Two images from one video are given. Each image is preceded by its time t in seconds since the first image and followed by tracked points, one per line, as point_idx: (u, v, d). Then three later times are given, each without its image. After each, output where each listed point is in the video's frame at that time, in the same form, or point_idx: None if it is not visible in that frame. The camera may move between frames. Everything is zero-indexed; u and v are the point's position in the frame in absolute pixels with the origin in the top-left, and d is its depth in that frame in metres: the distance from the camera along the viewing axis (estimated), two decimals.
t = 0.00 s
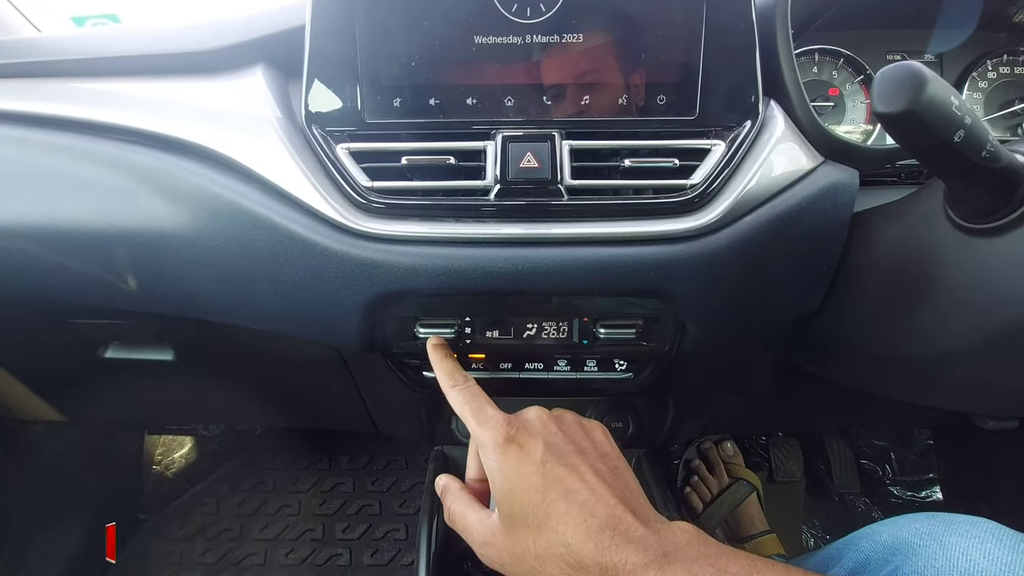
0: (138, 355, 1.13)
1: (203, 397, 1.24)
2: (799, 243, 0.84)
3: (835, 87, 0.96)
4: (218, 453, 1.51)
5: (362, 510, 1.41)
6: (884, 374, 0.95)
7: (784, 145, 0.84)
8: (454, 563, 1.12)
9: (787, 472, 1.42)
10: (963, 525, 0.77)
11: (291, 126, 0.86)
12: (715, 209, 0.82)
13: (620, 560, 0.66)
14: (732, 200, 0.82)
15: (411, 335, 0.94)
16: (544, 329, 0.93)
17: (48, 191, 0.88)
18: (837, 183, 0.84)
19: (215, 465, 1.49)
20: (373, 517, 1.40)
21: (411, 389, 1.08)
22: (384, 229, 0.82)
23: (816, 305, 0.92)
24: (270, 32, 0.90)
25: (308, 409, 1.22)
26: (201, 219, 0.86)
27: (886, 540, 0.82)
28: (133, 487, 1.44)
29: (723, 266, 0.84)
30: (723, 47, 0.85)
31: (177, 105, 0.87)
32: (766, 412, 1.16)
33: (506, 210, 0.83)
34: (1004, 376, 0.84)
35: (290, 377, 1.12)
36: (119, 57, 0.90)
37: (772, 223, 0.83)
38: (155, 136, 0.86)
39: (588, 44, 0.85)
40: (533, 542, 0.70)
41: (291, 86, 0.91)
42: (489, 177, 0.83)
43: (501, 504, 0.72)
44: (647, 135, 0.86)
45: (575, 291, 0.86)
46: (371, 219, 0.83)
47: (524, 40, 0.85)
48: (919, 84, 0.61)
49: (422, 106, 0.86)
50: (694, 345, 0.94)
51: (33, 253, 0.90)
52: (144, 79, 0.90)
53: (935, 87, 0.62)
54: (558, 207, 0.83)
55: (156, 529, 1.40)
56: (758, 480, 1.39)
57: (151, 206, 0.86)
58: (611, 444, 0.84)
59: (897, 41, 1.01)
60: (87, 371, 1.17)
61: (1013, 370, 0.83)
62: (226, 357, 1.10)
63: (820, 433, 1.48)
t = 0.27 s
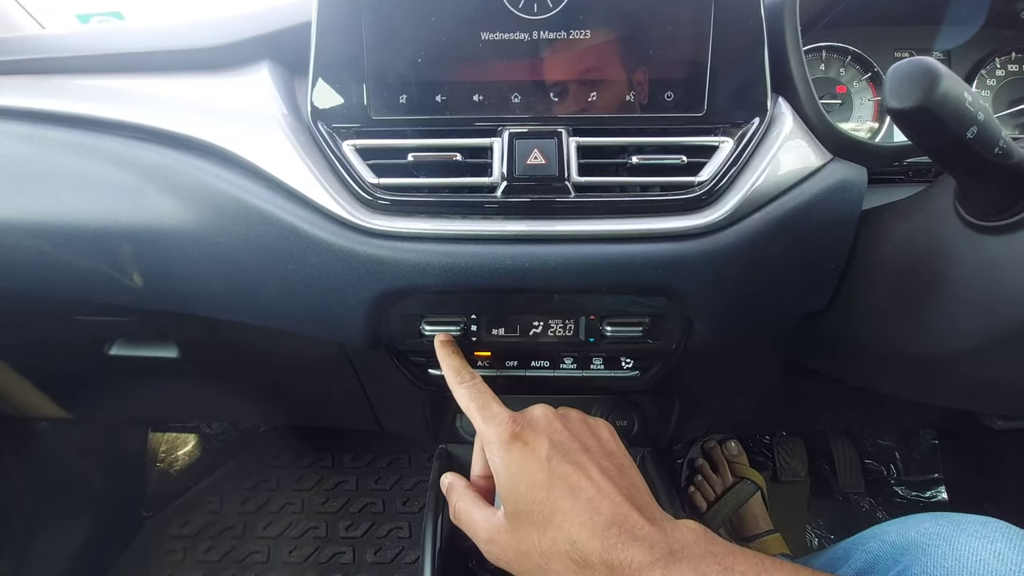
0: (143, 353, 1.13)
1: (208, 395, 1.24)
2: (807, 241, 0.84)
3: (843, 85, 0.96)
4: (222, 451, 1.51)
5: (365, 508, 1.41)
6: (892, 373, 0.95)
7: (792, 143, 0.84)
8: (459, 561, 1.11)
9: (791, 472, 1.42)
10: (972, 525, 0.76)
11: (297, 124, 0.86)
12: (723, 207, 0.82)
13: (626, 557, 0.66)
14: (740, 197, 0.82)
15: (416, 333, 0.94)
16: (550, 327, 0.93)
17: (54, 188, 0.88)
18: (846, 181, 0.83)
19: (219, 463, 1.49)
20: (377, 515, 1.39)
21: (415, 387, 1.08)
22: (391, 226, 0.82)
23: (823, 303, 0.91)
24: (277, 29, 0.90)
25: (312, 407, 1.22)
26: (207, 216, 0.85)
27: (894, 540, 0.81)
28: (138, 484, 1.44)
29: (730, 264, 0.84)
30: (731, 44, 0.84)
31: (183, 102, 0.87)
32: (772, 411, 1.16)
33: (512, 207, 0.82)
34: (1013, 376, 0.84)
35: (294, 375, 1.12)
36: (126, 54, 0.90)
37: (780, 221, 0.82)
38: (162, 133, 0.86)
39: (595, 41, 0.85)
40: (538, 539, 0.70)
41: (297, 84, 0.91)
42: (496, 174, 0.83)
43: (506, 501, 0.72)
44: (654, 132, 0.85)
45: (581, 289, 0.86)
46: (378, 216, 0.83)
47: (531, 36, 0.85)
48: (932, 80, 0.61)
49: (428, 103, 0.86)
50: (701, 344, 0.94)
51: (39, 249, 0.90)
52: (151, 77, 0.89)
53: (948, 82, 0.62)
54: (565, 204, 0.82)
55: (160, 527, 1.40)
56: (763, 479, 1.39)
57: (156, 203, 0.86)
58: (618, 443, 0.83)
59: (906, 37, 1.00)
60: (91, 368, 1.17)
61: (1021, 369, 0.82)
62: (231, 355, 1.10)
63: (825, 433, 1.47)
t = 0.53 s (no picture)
0: (144, 350, 1.13)
1: (209, 393, 1.24)
2: (809, 241, 0.84)
3: (846, 85, 0.96)
4: (223, 448, 1.51)
5: (366, 507, 1.41)
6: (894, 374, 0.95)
7: (795, 143, 0.83)
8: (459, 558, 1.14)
9: (792, 473, 1.42)
10: (981, 529, 0.77)
11: (299, 122, 0.86)
12: (725, 207, 0.82)
13: (643, 563, 0.67)
14: (743, 197, 0.82)
15: (418, 331, 0.94)
16: (552, 326, 0.93)
17: (57, 186, 0.88)
18: (849, 181, 0.83)
19: (220, 461, 1.49)
20: (377, 514, 1.39)
21: (416, 386, 1.08)
22: (393, 224, 0.82)
23: (825, 304, 0.91)
24: (279, 27, 0.90)
25: (313, 405, 1.22)
26: (209, 214, 0.85)
27: (901, 543, 0.82)
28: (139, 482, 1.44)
29: (732, 264, 0.83)
30: (734, 43, 0.84)
31: (186, 101, 0.87)
32: (773, 411, 1.16)
33: (514, 206, 0.82)
34: (1015, 378, 0.84)
35: (295, 373, 1.12)
36: (129, 52, 0.90)
37: (782, 221, 0.82)
38: (164, 131, 0.86)
39: (598, 40, 0.85)
40: (550, 539, 0.69)
41: (300, 82, 0.91)
42: (498, 173, 0.83)
43: (517, 499, 0.70)
44: (657, 132, 0.85)
45: (583, 288, 0.85)
46: (379, 216, 0.83)
47: (534, 35, 0.85)
48: (936, 80, 0.61)
49: (431, 102, 0.86)
50: (702, 344, 0.94)
51: (41, 247, 0.90)
52: (153, 75, 0.89)
53: (953, 82, 0.62)
54: (567, 203, 0.82)
55: (162, 524, 1.41)
56: (764, 480, 1.39)
57: (158, 201, 0.86)
58: (631, 446, 0.83)
59: (910, 38, 0.99)
60: (93, 365, 1.17)
61: None
62: (232, 353, 1.10)
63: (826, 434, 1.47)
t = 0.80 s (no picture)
0: (145, 349, 1.13)
1: (210, 392, 1.25)
2: (807, 245, 0.84)
3: (846, 89, 0.96)
4: (223, 447, 1.51)
5: (365, 506, 1.41)
6: (892, 378, 0.95)
7: (794, 147, 0.84)
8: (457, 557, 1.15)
9: (791, 475, 1.43)
10: (982, 536, 0.78)
11: (300, 123, 0.86)
12: (724, 211, 0.82)
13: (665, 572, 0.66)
14: (741, 201, 0.82)
15: (417, 332, 0.94)
16: (551, 328, 0.93)
17: (59, 184, 0.88)
18: (847, 186, 0.84)
19: (220, 460, 1.50)
20: (376, 513, 1.40)
21: (415, 386, 1.08)
22: (393, 226, 0.82)
23: (824, 308, 0.92)
24: (280, 28, 0.90)
25: (313, 405, 1.22)
26: (210, 214, 0.86)
27: (901, 548, 0.82)
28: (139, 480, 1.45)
29: (730, 268, 0.84)
30: (734, 48, 0.84)
31: (187, 101, 0.87)
32: (771, 414, 1.16)
33: (514, 208, 0.83)
34: (1012, 382, 0.84)
35: (296, 373, 1.13)
36: (132, 52, 0.90)
37: (781, 225, 0.82)
38: (165, 131, 0.86)
39: (599, 44, 0.85)
40: (570, 546, 0.69)
41: (301, 83, 0.91)
42: (498, 176, 0.83)
43: (538, 502, 0.72)
44: (657, 135, 0.85)
45: (582, 291, 0.86)
46: (379, 217, 0.83)
47: (535, 38, 0.85)
48: (932, 88, 0.61)
49: (431, 104, 0.86)
50: (701, 347, 0.94)
51: (42, 245, 0.90)
52: (155, 75, 0.90)
53: (950, 89, 0.62)
54: (566, 206, 0.83)
55: (161, 522, 1.41)
56: (762, 483, 1.39)
57: (160, 201, 0.86)
58: (657, 461, 0.84)
59: (910, 42, 1.00)
60: (94, 363, 1.17)
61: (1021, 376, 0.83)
62: (232, 352, 1.10)
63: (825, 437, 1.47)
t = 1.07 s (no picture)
0: (144, 348, 1.13)
1: (209, 390, 1.25)
2: (807, 244, 0.84)
3: (846, 88, 0.96)
4: (222, 445, 1.51)
5: (364, 505, 1.41)
6: (891, 377, 0.95)
7: (793, 146, 0.84)
8: (455, 557, 1.14)
9: (790, 475, 1.42)
10: (982, 536, 0.77)
11: (300, 121, 0.86)
12: (723, 210, 0.82)
13: (661, 566, 0.67)
14: (741, 201, 0.82)
15: (416, 331, 0.94)
16: (550, 328, 0.93)
17: (58, 182, 0.88)
18: (847, 185, 0.83)
19: (220, 458, 1.50)
20: (375, 512, 1.40)
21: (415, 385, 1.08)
22: (392, 225, 0.82)
23: (823, 307, 0.91)
24: (280, 27, 0.90)
25: (312, 403, 1.22)
26: (209, 213, 0.86)
27: (900, 547, 0.82)
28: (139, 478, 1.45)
29: (730, 267, 0.84)
30: (734, 47, 0.84)
31: (187, 100, 0.87)
32: (771, 414, 1.16)
33: (513, 207, 0.83)
34: (1012, 382, 0.84)
35: (295, 372, 1.13)
36: (132, 51, 0.90)
37: (780, 225, 0.82)
38: (165, 129, 0.86)
39: (598, 42, 0.85)
40: (567, 538, 0.69)
41: (300, 81, 0.91)
42: (497, 175, 0.83)
43: (536, 494, 0.71)
44: (656, 135, 0.85)
45: (581, 290, 0.86)
46: (379, 216, 0.83)
47: (535, 37, 0.85)
48: (931, 86, 0.61)
49: (431, 103, 0.86)
50: (700, 346, 0.94)
51: (42, 244, 0.90)
52: (156, 73, 0.90)
53: (950, 88, 0.62)
54: (565, 205, 0.82)
55: (160, 521, 1.41)
56: (762, 482, 1.39)
57: (160, 199, 0.86)
58: (656, 454, 0.83)
59: (910, 42, 1.00)
60: (94, 362, 1.17)
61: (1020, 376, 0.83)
62: (231, 351, 1.10)
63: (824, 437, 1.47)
